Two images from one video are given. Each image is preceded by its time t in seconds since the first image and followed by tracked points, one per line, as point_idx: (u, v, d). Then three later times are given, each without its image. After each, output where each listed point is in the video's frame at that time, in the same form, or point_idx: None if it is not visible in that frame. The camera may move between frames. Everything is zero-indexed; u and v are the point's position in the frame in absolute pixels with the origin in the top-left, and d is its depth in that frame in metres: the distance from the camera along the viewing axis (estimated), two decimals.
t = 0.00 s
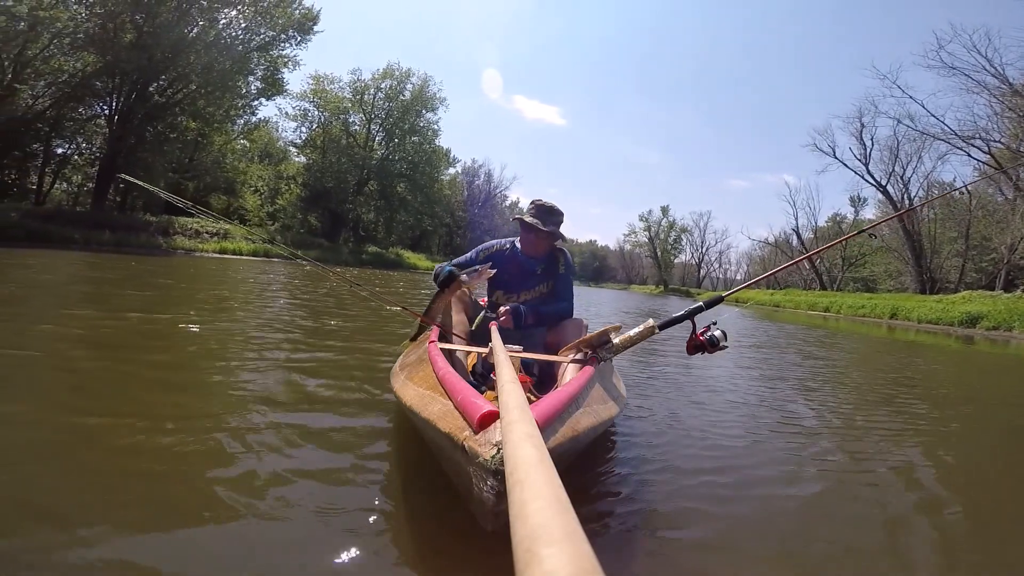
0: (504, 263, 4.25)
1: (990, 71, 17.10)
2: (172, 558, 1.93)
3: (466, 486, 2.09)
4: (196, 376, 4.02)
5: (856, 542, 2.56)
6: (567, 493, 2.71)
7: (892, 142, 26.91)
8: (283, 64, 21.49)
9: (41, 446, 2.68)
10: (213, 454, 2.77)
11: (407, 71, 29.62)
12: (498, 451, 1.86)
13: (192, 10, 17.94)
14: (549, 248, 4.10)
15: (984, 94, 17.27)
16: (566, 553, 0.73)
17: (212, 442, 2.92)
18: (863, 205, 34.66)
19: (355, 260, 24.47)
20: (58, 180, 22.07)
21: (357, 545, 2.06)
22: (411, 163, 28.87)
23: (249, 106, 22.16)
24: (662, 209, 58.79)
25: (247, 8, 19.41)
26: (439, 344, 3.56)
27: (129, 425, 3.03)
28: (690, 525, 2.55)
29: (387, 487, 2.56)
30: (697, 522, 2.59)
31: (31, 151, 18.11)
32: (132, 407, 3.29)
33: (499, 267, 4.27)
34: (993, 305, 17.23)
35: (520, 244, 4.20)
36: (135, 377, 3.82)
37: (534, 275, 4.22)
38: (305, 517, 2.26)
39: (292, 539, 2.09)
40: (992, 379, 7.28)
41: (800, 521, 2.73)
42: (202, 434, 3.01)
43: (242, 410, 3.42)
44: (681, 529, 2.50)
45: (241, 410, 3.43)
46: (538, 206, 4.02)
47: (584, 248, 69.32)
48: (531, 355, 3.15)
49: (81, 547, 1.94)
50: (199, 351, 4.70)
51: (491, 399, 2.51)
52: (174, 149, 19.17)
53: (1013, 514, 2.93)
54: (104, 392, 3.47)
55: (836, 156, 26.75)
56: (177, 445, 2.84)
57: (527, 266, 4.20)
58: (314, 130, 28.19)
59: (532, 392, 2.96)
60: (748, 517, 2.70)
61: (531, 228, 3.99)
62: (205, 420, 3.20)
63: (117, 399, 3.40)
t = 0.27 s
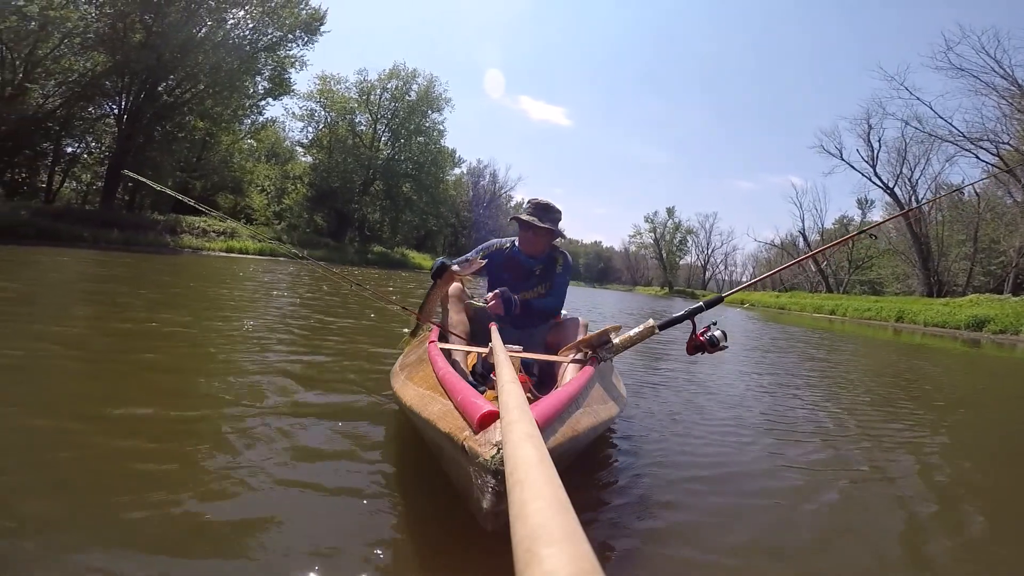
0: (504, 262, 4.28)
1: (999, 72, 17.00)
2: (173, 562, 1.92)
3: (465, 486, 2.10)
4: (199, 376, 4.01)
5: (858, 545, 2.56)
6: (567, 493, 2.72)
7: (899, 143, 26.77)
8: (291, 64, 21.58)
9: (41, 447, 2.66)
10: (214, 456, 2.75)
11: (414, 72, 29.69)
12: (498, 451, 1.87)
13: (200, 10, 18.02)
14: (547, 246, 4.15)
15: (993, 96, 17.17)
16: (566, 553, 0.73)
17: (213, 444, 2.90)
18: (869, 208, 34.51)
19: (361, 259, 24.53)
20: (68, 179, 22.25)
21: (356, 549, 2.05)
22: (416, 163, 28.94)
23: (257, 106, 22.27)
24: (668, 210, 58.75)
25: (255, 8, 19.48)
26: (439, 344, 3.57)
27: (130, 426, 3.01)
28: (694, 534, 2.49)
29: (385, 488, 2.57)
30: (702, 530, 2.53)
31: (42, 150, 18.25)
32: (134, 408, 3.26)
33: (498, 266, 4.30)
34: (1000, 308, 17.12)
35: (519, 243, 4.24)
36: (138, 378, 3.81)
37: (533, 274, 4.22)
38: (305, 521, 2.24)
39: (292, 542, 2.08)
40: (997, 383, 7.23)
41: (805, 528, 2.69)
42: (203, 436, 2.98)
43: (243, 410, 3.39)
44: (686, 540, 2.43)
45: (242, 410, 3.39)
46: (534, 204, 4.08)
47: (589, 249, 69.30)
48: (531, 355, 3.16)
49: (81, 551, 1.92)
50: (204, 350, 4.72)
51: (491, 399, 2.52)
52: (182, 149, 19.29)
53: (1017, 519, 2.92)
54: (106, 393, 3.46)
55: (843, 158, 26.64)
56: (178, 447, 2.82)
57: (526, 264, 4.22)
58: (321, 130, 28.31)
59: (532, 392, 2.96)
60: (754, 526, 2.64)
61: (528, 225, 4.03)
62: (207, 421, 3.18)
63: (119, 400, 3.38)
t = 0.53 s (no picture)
0: (503, 262, 4.29)
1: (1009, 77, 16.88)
2: (176, 560, 1.91)
3: (465, 485, 2.11)
4: (202, 375, 4.00)
5: (857, 549, 2.56)
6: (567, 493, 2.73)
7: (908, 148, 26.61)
8: (300, 64, 21.68)
9: (42, 447, 2.64)
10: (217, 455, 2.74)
11: (421, 72, 29.75)
12: (498, 451, 1.88)
13: (211, 9, 18.11)
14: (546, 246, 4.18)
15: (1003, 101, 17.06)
16: (566, 552, 0.74)
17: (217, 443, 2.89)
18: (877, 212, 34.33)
19: (367, 259, 24.60)
20: (78, 177, 22.42)
21: (356, 550, 2.05)
22: (423, 163, 29.01)
23: (266, 105, 22.41)
24: (674, 213, 58.65)
25: (265, 8, 19.56)
26: (439, 344, 3.59)
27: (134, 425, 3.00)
28: (698, 545, 2.41)
29: (385, 487, 2.58)
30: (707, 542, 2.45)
31: (54, 147, 18.40)
32: (137, 407, 3.25)
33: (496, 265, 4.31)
34: (1008, 314, 16.99)
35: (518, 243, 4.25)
36: (142, 377, 3.80)
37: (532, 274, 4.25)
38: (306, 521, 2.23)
39: (291, 543, 2.07)
40: (1004, 389, 7.18)
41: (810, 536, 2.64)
42: (207, 434, 2.97)
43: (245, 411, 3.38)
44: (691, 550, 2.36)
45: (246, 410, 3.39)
46: (533, 204, 4.12)
47: (595, 251, 69.23)
48: (531, 354, 3.17)
49: (85, 546, 1.92)
50: (209, 348, 4.73)
51: (491, 399, 2.54)
52: (191, 147, 19.42)
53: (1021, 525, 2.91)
54: (111, 392, 3.45)
55: (851, 162, 26.51)
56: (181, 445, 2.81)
57: (524, 264, 4.22)
58: (329, 130, 28.44)
59: (532, 392, 2.97)
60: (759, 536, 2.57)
61: (528, 225, 4.06)
62: (211, 420, 3.18)
63: (123, 399, 3.37)
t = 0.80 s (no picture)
0: (503, 263, 4.32)
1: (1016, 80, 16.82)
2: None
3: (465, 485, 2.12)
4: (203, 376, 3.95)
5: (856, 552, 2.56)
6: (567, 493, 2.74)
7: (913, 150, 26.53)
8: (306, 65, 21.77)
9: (41, 454, 2.56)
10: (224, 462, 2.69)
11: (426, 73, 29.80)
12: (498, 452, 1.89)
13: (218, 10, 18.17)
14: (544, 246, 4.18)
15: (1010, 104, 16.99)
16: (565, 553, 0.74)
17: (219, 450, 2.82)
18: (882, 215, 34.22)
19: (370, 259, 24.63)
20: (85, 177, 22.52)
21: (357, 552, 2.05)
22: (427, 164, 29.07)
23: (272, 105, 22.50)
24: (678, 215, 58.53)
25: (271, 10, 19.61)
26: (439, 344, 3.61)
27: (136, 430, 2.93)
28: (698, 549, 2.39)
29: (385, 487, 2.59)
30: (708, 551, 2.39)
31: (62, 147, 18.48)
32: (138, 411, 3.19)
33: (496, 267, 4.34)
34: (1013, 318, 16.91)
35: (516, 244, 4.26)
36: (142, 380, 3.73)
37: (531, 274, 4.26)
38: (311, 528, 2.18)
39: (295, 550, 2.03)
40: (1008, 393, 7.15)
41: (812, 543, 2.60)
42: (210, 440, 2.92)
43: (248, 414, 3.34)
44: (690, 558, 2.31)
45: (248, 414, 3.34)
46: (530, 204, 4.11)
47: (599, 252, 69.18)
48: (532, 355, 3.18)
49: (94, 557, 1.87)
50: (211, 348, 4.72)
51: (491, 399, 2.55)
52: (198, 147, 19.52)
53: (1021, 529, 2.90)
54: (109, 396, 3.37)
55: (856, 164, 26.42)
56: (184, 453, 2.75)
57: (523, 265, 4.23)
58: (334, 130, 28.53)
59: (532, 392, 2.98)
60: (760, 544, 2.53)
61: (525, 225, 4.06)
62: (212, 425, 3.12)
63: (123, 402, 3.29)
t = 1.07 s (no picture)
0: (501, 263, 4.32)
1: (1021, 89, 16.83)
2: (188, 570, 1.86)
3: (465, 485, 2.13)
4: (196, 374, 3.84)
5: (853, 557, 2.58)
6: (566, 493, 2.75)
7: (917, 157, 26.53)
8: (311, 62, 21.77)
9: (33, 460, 2.42)
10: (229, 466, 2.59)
11: (431, 72, 29.78)
12: (498, 451, 1.90)
13: (225, 6, 18.17)
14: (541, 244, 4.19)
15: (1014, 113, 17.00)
16: (565, 553, 0.75)
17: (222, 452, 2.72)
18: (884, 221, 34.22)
19: (372, 256, 24.63)
20: (89, 170, 22.52)
21: (357, 550, 2.05)
22: (430, 163, 29.07)
23: (276, 101, 22.51)
24: (680, 217, 58.52)
25: (278, 6, 19.63)
26: (439, 344, 3.61)
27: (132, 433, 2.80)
28: (695, 551, 2.40)
29: (384, 486, 2.60)
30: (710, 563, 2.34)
31: (66, 140, 18.55)
32: (133, 412, 3.06)
33: (495, 267, 4.34)
34: (1012, 326, 16.94)
35: (514, 244, 4.28)
36: (135, 377, 3.61)
37: (530, 274, 4.25)
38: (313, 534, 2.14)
39: (294, 548, 2.03)
40: (1006, 400, 7.16)
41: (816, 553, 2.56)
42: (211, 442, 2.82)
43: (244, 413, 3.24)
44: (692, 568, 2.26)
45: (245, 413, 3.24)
46: (526, 203, 4.14)
47: (599, 253, 69.21)
48: (532, 354, 3.19)
49: (94, 553, 1.87)
50: (207, 344, 4.65)
51: (491, 398, 2.56)
52: (202, 143, 19.55)
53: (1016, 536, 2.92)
54: (101, 395, 3.23)
55: (859, 170, 26.44)
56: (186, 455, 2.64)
57: (522, 264, 4.24)
58: (337, 127, 28.52)
59: (532, 391, 2.99)
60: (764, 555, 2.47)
61: (521, 224, 4.09)
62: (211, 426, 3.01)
63: (113, 402, 3.16)
